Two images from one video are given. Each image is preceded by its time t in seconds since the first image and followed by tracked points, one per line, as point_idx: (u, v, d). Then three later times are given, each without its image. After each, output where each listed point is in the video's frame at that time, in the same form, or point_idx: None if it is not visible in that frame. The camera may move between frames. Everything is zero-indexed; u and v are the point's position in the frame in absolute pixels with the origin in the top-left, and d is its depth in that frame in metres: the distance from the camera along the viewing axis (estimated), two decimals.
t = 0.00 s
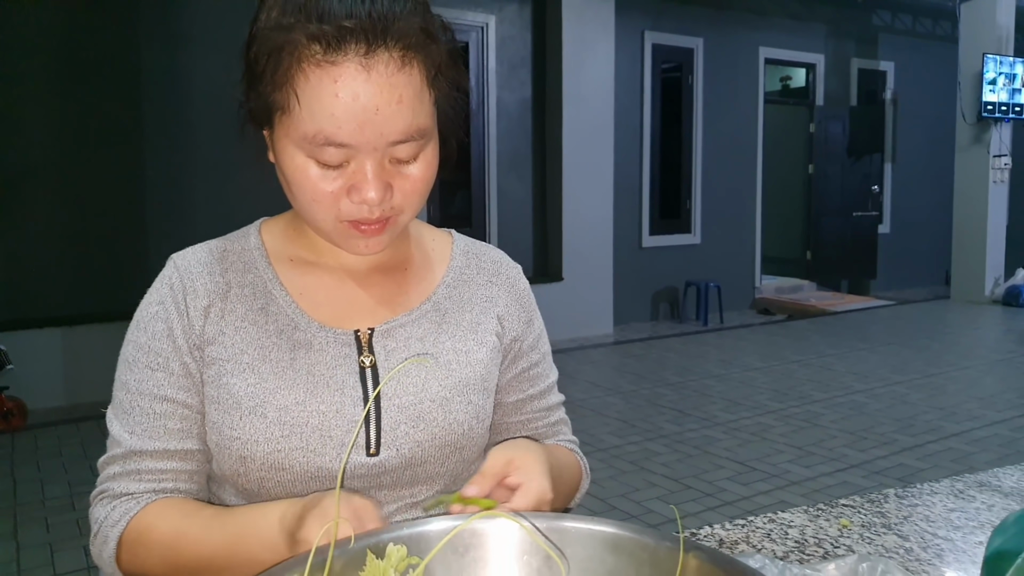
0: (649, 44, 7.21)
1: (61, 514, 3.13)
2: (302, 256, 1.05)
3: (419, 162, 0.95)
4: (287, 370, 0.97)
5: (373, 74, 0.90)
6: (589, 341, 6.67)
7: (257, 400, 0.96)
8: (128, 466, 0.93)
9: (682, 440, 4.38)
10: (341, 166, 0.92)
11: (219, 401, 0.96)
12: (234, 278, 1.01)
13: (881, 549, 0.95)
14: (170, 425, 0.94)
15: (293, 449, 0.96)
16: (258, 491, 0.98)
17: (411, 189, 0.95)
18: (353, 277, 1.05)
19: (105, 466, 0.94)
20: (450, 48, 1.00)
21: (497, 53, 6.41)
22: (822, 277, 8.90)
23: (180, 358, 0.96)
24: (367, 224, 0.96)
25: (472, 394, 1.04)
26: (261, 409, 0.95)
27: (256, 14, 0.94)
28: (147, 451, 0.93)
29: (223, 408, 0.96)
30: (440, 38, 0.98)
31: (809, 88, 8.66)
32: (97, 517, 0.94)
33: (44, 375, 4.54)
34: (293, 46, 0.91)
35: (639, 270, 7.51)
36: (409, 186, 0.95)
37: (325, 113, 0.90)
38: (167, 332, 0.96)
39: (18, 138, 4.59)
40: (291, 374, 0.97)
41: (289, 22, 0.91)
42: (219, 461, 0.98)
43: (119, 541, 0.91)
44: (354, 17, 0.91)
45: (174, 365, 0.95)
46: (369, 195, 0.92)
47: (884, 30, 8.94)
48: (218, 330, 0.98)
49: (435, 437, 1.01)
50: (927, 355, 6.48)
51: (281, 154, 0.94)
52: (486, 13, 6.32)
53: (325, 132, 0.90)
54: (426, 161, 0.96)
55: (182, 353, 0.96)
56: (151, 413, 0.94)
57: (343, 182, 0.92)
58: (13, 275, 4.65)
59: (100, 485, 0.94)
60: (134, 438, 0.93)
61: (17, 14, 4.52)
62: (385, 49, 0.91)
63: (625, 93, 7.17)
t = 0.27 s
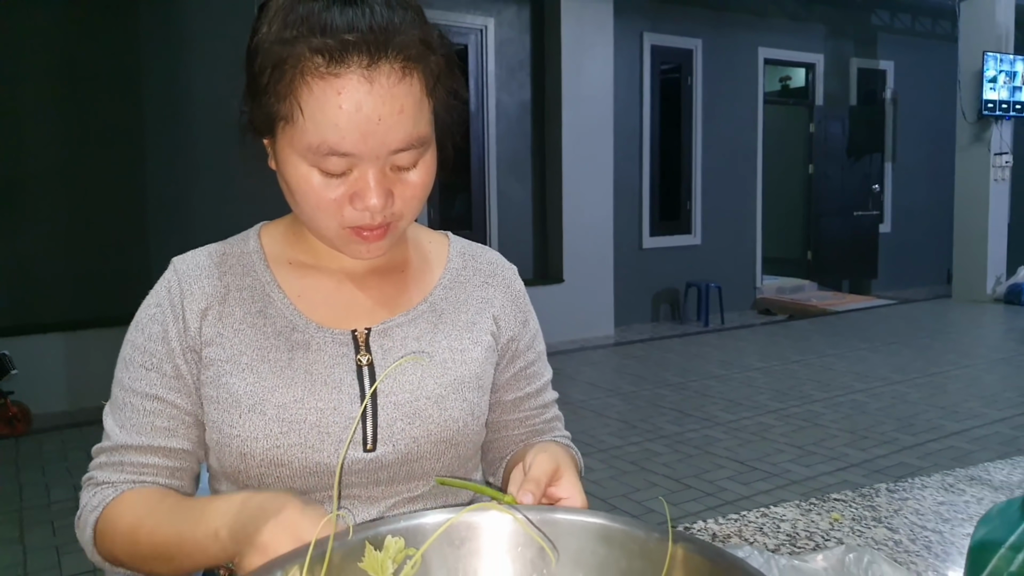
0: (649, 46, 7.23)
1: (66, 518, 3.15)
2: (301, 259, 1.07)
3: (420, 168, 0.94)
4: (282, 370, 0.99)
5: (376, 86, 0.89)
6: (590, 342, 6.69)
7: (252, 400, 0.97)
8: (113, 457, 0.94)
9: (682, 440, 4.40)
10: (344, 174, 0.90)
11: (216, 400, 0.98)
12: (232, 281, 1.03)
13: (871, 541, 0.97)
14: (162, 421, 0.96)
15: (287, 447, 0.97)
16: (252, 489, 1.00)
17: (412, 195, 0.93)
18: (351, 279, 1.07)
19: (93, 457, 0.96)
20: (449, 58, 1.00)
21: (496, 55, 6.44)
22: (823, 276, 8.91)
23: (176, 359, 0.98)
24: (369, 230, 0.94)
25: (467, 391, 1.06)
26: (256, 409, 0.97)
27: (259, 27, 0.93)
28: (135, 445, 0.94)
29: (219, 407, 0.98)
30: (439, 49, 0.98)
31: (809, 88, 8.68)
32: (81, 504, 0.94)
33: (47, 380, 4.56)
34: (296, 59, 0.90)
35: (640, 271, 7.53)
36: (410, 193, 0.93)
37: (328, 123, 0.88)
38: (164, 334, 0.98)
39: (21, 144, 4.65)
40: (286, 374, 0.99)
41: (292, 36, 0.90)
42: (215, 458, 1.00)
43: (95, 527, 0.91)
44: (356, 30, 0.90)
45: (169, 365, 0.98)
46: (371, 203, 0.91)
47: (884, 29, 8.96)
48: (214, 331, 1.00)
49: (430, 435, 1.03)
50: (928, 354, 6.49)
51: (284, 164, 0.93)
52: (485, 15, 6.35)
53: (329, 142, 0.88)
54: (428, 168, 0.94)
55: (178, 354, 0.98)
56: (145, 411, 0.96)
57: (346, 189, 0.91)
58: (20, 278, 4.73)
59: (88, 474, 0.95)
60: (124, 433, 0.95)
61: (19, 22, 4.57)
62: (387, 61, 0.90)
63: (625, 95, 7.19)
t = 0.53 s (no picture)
0: (652, 44, 7.25)
1: (78, 517, 3.19)
2: (303, 257, 1.10)
3: (417, 170, 0.96)
4: (288, 365, 1.02)
5: (374, 90, 0.91)
6: (596, 341, 6.71)
7: (260, 393, 1.01)
8: (128, 450, 0.97)
9: (687, 438, 4.42)
10: (343, 175, 0.93)
11: (225, 394, 1.01)
12: (239, 280, 1.05)
13: (861, 530, 0.99)
14: (173, 415, 0.99)
15: (294, 439, 1.00)
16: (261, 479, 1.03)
17: (409, 196, 0.96)
18: (352, 277, 1.09)
19: (106, 450, 0.98)
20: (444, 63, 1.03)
21: (499, 55, 6.47)
22: (829, 274, 8.91)
23: (185, 356, 1.01)
24: (368, 230, 0.97)
25: (466, 384, 1.08)
26: (265, 402, 1.01)
27: (261, 33, 0.97)
28: (150, 438, 0.97)
29: (229, 401, 1.01)
30: (435, 53, 1.01)
31: (813, 85, 8.68)
32: (97, 496, 0.97)
33: (58, 382, 4.61)
34: (297, 65, 0.93)
35: (645, 270, 7.55)
36: (408, 194, 0.96)
37: (328, 126, 0.91)
38: (173, 331, 1.00)
39: (27, 147, 4.69)
40: (292, 368, 1.02)
41: (293, 42, 0.93)
42: (225, 449, 1.03)
43: (116, 518, 0.94)
44: (355, 36, 0.93)
45: (179, 361, 1.00)
46: (371, 204, 0.93)
47: (889, 25, 8.96)
48: (222, 328, 1.03)
49: (430, 426, 1.06)
50: (933, 351, 6.49)
51: (286, 166, 0.95)
52: (488, 16, 6.38)
53: (329, 144, 0.91)
54: (424, 169, 0.96)
55: (188, 351, 1.01)
56: (156, 406, 0.99)
57: (346, 190, 0.93)
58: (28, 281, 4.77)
59: (101, 467, 0.98)
60: (137, 427, 0.97)
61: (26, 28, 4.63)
62: (385, 66, 0.93)
63: (628, 93, 7.21)
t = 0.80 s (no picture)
0: (659, 41, 7.25)
1: (87, 506, 3.24)
2: (306, 248, 1.13)
3: (417, 165, 0.99)
4: (290, 353, 1.05)
5: (376, 87, 0.94)
6: (601, 338, 6.73)
7: (263, 380, 1.04)
8: (132, 431, 1.00)
9: (690, 433, 4.44)
10: (345, 169, 0.96)
11: (228, 380, 1.04)
12: (242, 270, 1.09)
13: (847, 516, 1.02)
14: (178, 399, 1.03)
15: (295, 424, 1.04)
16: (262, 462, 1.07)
17: (409, 190, 0.99)
18: (352, 268, 1.12)
19: (111, 430, 1.02)
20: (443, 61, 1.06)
21: (506, 52, 6.49)
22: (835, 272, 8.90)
23: (190, 342, 1.04)
24: (369, 223, 0.99)
25: (463, 373, 1.12)
26: (267, 389, 1.04)
27: (267, 31, 1.00)
28: (154, 420, 1.01)
29: (232, 387, 1.04)
30: (435, 51, 1.04)
31: (821, 83, 8.67)
32: (101, 474, 1.01)
33: (67, 376, 4.66)
34: (302, 62, 0.96)
35: (651, 267, 7.57)
36: (408, 188, 0.98)
37: (331, 122, 0.94)
38: (179, 317, 1.04)
39: (35, 143, 4.73)
40: (294, 356, 1.05)
41: (298, 40, 0.96)
42: (228, 434, 1.07)
43: (120, 494, 0.98)
44: (358, 35, 0.96)
45: (184, 347, 1.03)
46: (371, 197, 0.96)
47: (898, 22, 8.93)
48: (226, 316, 1.06)
49: (428, 413, 1.09)
50: (939, 350, 6.49)
51: (290, 160, 0.98)
52: (495, 12, 6.40)
53: (331, 139, 0.94)
54: (424, 164, 0.99)
55: (193, 338, 1.04)
56: (162, 390, 1.02)
57: (347, 184, 0.96)
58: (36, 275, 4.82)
59: (107, 446, 1.01)
60: (143, 409, 1.01)
61: (37, 24, 4.67)
62: (387, 63, 0.96)
63: (635, 90, 7.22)
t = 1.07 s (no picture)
0: (661, 37, 7.27)
1: (94, 501, 3.28)
2: (304, 244, 1.16)
3: (411, 163, 1.02)
4: (289, 345, 1.09)
5: (370, 89, 0.97)
6: (604, 334, 6.76)
7: (263, 371, 1.08)
8: (135, 418, 1.04)
9: (692, 429, 4.47)
10: (341, 168, 0.99)
11: (229, 371, 1.08)
12: (243, 265, 1.12)
13: (830, 503, 1.05)
14: (180, 389, 1.06)
15: (294, 414, 1.08)
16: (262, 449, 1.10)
17: (403, 188, 1.02)
18: (349, 263, 1.16)
19: (114, 418, 1.05)
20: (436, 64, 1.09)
21: (508, 49, 6.51)
22: (838, 268, 8.92)
23: (192, 334, 1.07)
24: (364, 219, 1.02)
25: (457, 364, 1.15)
26: (267, 380, 1.08)
27: (265, 36, 1.03)
28: (157, 408, 1.04)
29: (233, 378, 1.08)
30: (427, 54, 1.07)
31: (824, 79, 8.67)
32: (103, 459, 1.04)
33: (73, 373, 4.71)
34: (298, 65, 0.99)
35: (653, 263, 7.59)
36: (402, 186, 1.02)
37: (327, 122, 0.97)
38: (181, 311, 1.07)
39: (40, 141, 4.77)
40: (293, 348, 1.09)
41: (294, 44, 1.00)
42: (229, 423, 1.10)
43: (121, 479, 1.01)
44: (352, 39, 1.00)
45: (187, 339, 1.07)
46: (366, 195, 0.99)
47: (901, 18, 8.93)
48: (228, 309, 1.09)
49: (423, 403, 1.13)
50: (942, 345, 6.50)
51: (288, 159, 1.02)
52: (497, 10, 6.42)
53: (327, 139, 0.97)
54: (418, 163, 1.02)
55: (195, 330, 1.08)
56: (164, 380, 1.05)
57: (343, 182, 0.99)
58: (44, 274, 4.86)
59: (109, 433, 1.05)
60: (145, 397, 1.04)
61: (43, 24, 4.71)
62: (380, 66, 0.99)
63: (637, 87, 7.24)
